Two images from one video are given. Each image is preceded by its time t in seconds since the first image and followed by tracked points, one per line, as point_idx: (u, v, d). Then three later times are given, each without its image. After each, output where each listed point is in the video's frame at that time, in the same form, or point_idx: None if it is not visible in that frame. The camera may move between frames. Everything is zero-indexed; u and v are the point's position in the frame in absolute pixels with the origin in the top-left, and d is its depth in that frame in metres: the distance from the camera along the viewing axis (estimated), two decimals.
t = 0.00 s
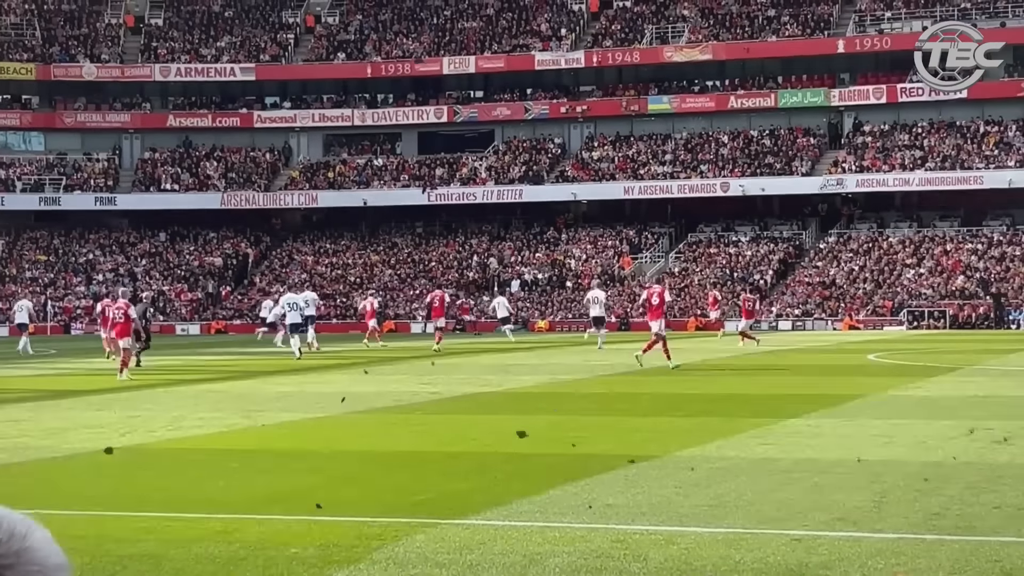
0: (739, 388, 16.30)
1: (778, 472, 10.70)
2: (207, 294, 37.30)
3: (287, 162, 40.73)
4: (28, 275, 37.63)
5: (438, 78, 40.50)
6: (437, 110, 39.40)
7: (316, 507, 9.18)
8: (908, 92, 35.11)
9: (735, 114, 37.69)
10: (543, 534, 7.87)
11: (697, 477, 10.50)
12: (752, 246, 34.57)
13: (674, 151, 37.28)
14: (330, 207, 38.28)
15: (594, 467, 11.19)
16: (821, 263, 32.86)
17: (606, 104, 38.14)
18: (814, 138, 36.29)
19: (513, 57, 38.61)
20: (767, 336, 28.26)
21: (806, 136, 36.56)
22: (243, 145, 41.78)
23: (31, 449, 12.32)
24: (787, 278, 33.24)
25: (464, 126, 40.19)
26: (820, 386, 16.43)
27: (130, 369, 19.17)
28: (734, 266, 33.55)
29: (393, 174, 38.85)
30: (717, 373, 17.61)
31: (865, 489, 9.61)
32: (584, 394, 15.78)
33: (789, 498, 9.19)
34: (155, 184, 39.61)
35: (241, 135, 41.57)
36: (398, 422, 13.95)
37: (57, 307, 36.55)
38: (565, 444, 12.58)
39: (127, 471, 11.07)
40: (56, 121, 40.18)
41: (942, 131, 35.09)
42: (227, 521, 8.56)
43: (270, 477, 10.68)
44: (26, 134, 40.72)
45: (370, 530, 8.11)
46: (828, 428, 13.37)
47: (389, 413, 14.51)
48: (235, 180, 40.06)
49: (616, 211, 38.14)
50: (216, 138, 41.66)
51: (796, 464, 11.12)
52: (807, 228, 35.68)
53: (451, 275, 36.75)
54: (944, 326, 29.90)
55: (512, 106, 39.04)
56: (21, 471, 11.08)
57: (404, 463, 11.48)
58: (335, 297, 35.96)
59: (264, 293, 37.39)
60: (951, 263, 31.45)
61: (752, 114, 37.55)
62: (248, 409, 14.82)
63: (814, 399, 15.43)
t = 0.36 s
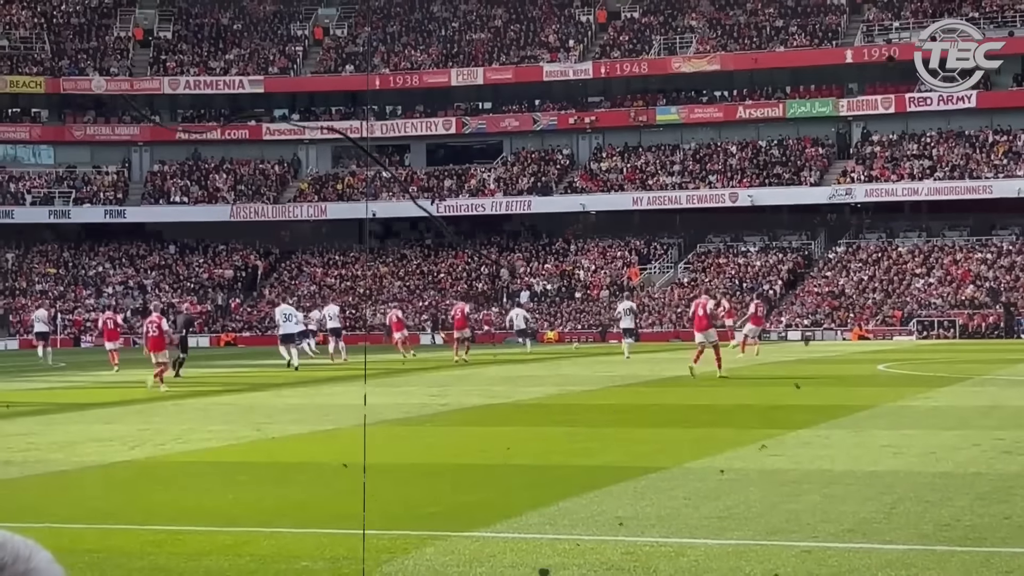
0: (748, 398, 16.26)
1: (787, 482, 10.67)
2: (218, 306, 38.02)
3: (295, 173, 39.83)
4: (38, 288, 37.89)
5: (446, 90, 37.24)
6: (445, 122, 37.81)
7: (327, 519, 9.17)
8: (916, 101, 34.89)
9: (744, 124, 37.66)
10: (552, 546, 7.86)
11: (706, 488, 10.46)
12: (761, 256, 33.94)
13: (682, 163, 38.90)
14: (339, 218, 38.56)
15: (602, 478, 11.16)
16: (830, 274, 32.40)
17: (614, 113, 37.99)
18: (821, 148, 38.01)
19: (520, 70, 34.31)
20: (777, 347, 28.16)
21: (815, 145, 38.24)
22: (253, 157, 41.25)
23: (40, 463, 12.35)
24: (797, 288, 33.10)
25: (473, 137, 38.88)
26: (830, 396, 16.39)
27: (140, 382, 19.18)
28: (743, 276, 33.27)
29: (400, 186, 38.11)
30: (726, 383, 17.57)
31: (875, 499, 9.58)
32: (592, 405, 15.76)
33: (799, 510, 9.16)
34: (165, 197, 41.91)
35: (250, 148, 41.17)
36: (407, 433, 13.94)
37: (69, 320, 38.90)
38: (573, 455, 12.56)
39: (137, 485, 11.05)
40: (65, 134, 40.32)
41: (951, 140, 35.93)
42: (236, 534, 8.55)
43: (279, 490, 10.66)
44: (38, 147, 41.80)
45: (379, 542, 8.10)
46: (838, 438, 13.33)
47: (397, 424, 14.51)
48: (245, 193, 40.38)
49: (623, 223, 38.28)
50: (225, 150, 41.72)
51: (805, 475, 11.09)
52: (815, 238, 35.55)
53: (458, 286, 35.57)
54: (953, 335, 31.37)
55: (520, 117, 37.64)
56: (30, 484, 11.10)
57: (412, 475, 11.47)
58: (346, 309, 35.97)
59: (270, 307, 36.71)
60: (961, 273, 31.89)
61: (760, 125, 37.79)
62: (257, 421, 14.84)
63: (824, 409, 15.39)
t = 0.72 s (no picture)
0: (761, 409, 16.19)
1: (801, 493, 10.62)
2: (229, 318, 37.98)
3: (308, 186, 40.91)
4: (50, 300, 37.96)
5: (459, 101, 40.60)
6: (457, 133, 39.43)
7: (339, 531, 9.14)
8: (928, 111, 35.37)
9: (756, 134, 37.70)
10: (567, 558, 7.83)
11: (721, 500, 10.41)
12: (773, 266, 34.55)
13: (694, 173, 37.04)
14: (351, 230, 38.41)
15: (615, 490, 11.10)
16: (842, 284, 32.67)
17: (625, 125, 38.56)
18: (834, 159, 36.26)
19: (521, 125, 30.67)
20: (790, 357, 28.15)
21: (826, 156, 36.51)
22: (264, 169, 42.06)
23: (53, 476, 12.32)
24: (809, 298, 33.07)
25: (484, 148, 40.25)
26: (843, 408, 16.30)
27: (153, 394, 19.19)
28: (755, 287, 33.56)
29: (414, 199, 38.95)
30: (739, 394, 17.49)
31: (890, 510, 9.52)
32: (604, 417, 15.70)
33: (815, 521, 9.10)
34: (177, 210, 39.80)
35: (262, 159, 41.75)
36: (419, 446, 13.91)
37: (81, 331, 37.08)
38: (587, 467, 12.50)
39: (149, 497, 11.04)
40: (78, 147, 40.56)
41: (963, 150, 35.02)
42: (250, 547, 8.54)
43: (291, 503, 10.65)
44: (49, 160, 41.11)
45: (395, 554, 8.07)
46: (852, 449, 13.26)
47: (409, 437, 14.47)
48: (257, 206, 40.24)
49: (636, 232, 37.97)
50: (237, 162, 41.87)
51: (819, 486, 11.03)
52: (828, 249, 35.47)
53: (472, 297, 36.73)
54: (966, 346, 29.79)
55: (532, 129, 39.09)
56: (42, 497, 11.07)
57: (425, 488, 11.43)
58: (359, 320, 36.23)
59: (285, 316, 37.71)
60: (973, 283, 31.35)
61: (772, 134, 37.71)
62: (269, 434, 14.81)
63: (837, 420, 15.32)
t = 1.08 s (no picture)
0: (775, 420, 16.13)
1: (817, 505, 10.58)
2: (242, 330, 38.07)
3: (320, 198, 40.93)
4: (64, 313, 38.09)
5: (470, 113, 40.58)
6: (469, 145, 39.48)
7: (352, 543, 9.14)
8: (942, 121, 35.10)
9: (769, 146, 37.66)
10: (581, 568, 7.82)
11: (734, 510, 10.38)
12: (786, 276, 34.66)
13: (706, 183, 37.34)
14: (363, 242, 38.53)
15: (629, 501, 11.07)
16: (855, 294, 32.58)
17: (638, 136, 38.58)
18: (847, 169, 36.28)
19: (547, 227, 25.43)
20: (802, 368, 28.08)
21: (839, 166, 36.56)
22: (277, 181, 42.14)
23: (69, 488, 12.34)
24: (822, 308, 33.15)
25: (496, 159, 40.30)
26: (858, 418, 16.23)
27: (166, 406, 19.21)
28: (768, 297, 33.45)
29: (427, 210, 38.98)
30: (753, 406, 17.43)
31: (905, 521, 9.48)
32: (618, 428, 15.67)
33: (829, 532, 9.06)
34: (189, 222, 39.85)
35: (275, 171, 41.82)
36: (431, 457, 13.90)
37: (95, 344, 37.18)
38: (601, 478, 12.47)
39: (162, 509, 11.06)
40: (91, 160, 40.70)
41: (976, 160, 34.94)
42: (264, 558, 8.56)
43: (304, 514, 10.65)
44: (63, 173, 41.35)
45: (409, 565, 8.08)
46: (865, 460, 13.22)
47: (423, 448, 14.46)
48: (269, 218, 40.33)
49: (649, 243, 37.94)
50: (250, 174, 41.96)
51: (833, 497, 10.99)
52: (841, 259, 35.40)
53: (484, 309, 36.74)
54: (979, 355, 29.84)
55: (544, 140, 39.13)
56: (57, 509, 11.09)
57: (438, 499, 11.42)
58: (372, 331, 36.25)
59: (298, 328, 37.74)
60: (986, 293, 31.33)
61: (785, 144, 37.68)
62: (283, 446, 14.81)
63: (852, 431, 15.26)
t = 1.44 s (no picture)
0: (790, 428, 16.07)
1: (833, 513, 10.53)
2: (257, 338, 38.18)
3: (335, 208, 41.00)
4: (79, 322, 38.25)
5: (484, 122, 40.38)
6: (483, 154, 39.51)
7: (366, 552, 9.13)
8: (956, 129, 34.84)
9: (783, 153, 37.63)
10: None
11: (749, 519, 10.34)
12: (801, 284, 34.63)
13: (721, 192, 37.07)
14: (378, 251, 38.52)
15: (644, 510, 11.03)
16: (871, 302, 32.58)
17: (653, 145, 38.32)
18: (861, 177, 36.14)
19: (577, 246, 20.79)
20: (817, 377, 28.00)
21: (854, 174, 36.40)
22: (292, 190, 42.15)
23: (84, 497, 12.36)
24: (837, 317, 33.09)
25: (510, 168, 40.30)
26: (873, 427, 16.16)
27: (181, 415, 19.23)
28: (783, 306, 33.42)
29: (441, 219, 39.04)
30: (768, 414, 17.36)
31: (921, 530, 9.43)
32: (632, 436, 15.63)
33: (844, 541, 9.02)
34: (204, 231, 39.97)
35: (290, 180, 41.89)
36: (445, 466, 13.90)
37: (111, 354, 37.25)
38: (615, 487, 12.43)
39: (176, 518, 11.05)
40: (107, 170, 40.94)
41: (992, 168, 34.77)
42: (278, 567, 8.56)
43: (318, 523, 10.63)
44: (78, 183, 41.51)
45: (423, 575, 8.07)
46: (880, 469, 13.17)
47: (436, 457, 14.44)
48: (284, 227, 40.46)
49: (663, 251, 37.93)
50: (265, 184, 42.06)
51: (848, 505, 10.95)
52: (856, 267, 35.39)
53: (499, 317, 36.81)
54: (995, 364, 29.54)
55: (557, 148, 39.10)
56: (72, 518, 11.10)
57: (452, 508, 11.40)
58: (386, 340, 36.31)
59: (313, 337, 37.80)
60: (1002, 301, 31.19)
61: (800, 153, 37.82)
62: (298, 455, 14.81)
63: (867, 440, 15.20)
